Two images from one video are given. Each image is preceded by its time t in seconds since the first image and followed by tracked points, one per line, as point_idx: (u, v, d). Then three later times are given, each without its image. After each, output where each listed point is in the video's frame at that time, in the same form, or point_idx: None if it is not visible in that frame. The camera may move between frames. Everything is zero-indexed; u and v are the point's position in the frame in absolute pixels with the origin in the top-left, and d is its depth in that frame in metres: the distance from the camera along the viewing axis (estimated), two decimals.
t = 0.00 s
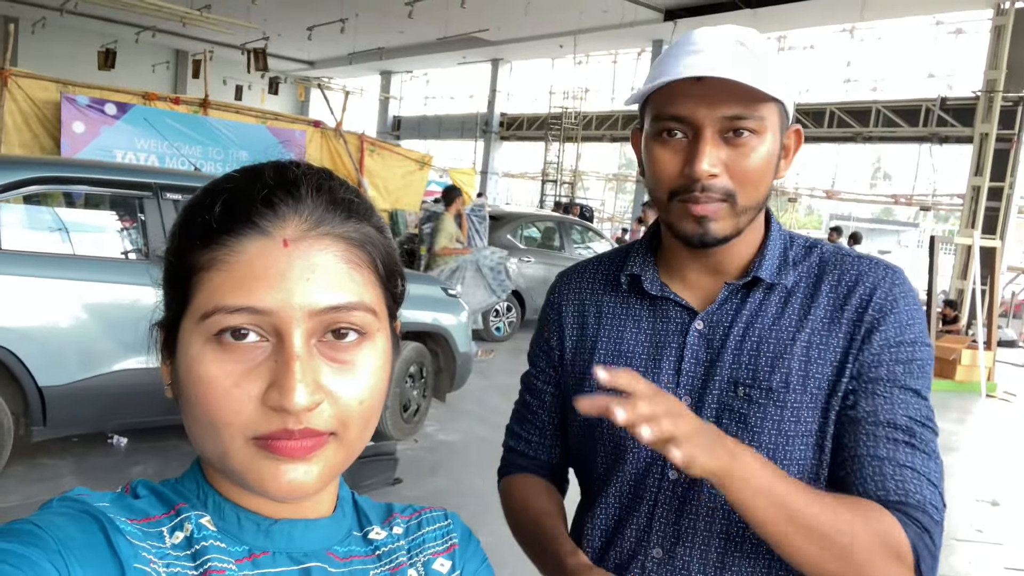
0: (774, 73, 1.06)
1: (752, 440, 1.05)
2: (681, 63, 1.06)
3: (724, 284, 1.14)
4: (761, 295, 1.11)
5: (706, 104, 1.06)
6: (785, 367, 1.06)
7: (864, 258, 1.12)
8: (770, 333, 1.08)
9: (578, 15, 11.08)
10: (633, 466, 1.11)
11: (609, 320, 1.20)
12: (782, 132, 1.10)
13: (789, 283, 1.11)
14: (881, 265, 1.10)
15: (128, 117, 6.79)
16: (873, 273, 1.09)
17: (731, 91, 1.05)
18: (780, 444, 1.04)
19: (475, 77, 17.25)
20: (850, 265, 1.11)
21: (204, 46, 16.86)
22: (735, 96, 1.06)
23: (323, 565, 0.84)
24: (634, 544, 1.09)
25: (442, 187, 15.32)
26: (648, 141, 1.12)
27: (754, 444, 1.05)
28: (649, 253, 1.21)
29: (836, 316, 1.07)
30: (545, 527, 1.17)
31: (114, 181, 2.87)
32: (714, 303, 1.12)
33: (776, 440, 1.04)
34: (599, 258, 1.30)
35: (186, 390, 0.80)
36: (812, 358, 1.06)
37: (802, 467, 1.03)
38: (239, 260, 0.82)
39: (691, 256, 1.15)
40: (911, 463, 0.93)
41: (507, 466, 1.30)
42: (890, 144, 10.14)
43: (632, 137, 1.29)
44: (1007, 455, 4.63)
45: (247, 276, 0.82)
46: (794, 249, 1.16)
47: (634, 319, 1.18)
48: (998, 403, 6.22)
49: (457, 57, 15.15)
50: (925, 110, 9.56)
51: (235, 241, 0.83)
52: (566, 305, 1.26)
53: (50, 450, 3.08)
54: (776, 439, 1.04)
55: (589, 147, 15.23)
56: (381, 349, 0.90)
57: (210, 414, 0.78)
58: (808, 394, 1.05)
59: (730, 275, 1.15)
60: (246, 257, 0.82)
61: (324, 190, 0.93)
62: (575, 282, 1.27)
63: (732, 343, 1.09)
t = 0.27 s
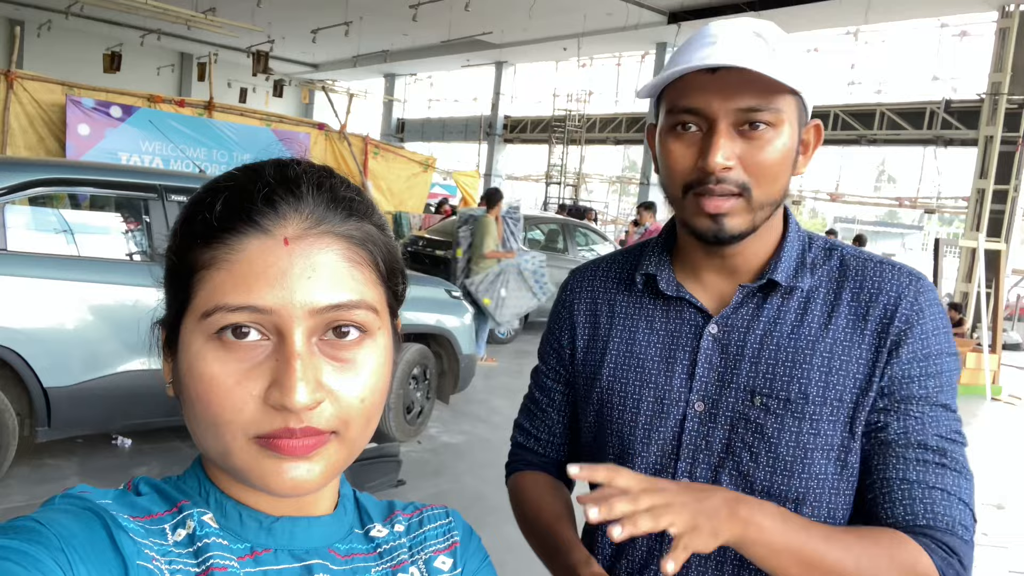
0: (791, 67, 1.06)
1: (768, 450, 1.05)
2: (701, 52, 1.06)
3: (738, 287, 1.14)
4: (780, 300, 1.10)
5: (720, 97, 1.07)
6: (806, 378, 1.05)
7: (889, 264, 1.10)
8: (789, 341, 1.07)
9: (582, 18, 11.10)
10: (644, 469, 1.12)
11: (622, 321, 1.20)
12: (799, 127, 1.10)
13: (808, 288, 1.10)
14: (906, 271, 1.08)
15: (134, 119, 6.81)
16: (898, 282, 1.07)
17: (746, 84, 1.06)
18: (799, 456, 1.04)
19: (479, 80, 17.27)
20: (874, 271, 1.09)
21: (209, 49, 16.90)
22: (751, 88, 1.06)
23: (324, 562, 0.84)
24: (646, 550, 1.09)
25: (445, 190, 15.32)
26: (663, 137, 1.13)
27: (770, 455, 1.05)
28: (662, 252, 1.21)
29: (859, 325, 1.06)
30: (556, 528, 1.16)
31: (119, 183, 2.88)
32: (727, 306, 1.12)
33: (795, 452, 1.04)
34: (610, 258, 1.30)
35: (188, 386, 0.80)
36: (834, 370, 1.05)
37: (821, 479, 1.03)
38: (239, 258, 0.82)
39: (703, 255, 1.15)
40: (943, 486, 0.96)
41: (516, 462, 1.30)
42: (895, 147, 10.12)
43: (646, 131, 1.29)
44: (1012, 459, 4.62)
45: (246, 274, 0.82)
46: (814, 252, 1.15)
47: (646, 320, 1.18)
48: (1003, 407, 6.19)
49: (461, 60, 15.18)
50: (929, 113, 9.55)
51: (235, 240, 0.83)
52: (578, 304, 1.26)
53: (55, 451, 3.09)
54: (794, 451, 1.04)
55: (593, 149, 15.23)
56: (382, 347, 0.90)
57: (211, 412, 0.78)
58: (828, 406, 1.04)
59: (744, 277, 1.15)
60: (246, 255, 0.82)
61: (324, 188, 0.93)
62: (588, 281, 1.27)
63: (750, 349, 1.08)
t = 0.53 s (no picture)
0: (815, 62, 1.05)
1: (775, 446, 1.04)
2: (724, 43, 1.06)
3: (747, 281, 1.14)
4: (789, 295, 1.10)
5: (742, 89, 1.07)
6: (813, 374, 1.05)
7: (902, 261, 1.09)
8: (798, 337, 1.07)
9: (586, 19, 11.09)
10: (648, 464, 1.12)
11: (628, 313, 1.20)
12: (818, 125, 1.10)
13: (817, 283, 1.10)
14: (921, 268, 1.07)
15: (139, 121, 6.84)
16: (911, 278, 1.06)
17: (769, 77, 1.06)
18: (807, 453, 1.03)
19: (483, 81, 17.27)
20: (886, 268, 1.08)
21: (214, 51, 16.94)
22: (773, 82, 1.06)
23: (320, 559, 0.85)
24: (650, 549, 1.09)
25: (450, 191, 15.33)
26: (681, 126, 1.13)
27: (777, 451, 1.04)
28: (673, 245, 1.21)
29: (871, 320, 1.05)
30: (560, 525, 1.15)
31: (124, 183, 2.89)
32: (736, 301, 1.12)
33: (802, 448, 1.03)
34: (618, 254, 1.30)
35: (183, 381, 0.80)
36: (843, 365, 1.04)
37: (828, 476, 1.02)
38: (234, 253, 0.82)
39: (714, 247, 1.15)
40: (957, 487, 0.93)
41: (517, 458, 1.29)
42: (900, 148, 10.09)
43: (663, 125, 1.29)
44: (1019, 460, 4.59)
45: (242, 270, 0.81)
46: (824, 249, 1.15)
47: (653, 313, 1.18)
48: (1011, 409, 6.15)
49: (465, 62, 15.19)
50: (935, 113, 9.52)
51: (231, 235, 0.83)
52: (584, 297, 1.26)
53: (61, 451, 3.11)
54: (801, 447, 1.03)
55: (597, 150, 15.23)
56: (378, 343, 0.90)
57: (206, 409, 0.78)
58: (837, 403, 1.04)
59: (753, 271, 1.15)
60: (241, 251, 0.82)
61: (322, 184, 0.93)
62: (595, 276, 1.27)
63: (757, 344, 1.08)
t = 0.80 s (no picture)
0: (810, 63, 1.04)
1: (781, 446, 1.04)
2: (720, 47, 1.06)
3: (753, 282, 1.13)
4: (795, 296, 1.10)
5: (734, 93, 1.07)
6: (820, 372, 1.04)
7: (910, 264, 1.09)
8: (804, 337, 1.07)
9: (590, 20, 11.09)
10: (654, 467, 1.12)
11: (633, 315, 1.20)
12: (816, 125, 1.08)
13: (824, 284, 1.10)
14: (927, 271, 1.07)
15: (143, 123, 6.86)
16: (917, 279, 1.06)
17: (761, 80, 1.05)
18: (813, 453, 1.02)
19: (487, 82, 17.27)
20: (892, 269, 1.08)
21: (218, 52, 16.97)
22: (765, 85, 1.05)
23: (315, 560, 0.85)
24: (654, 551, 1.09)
25: (453, 192, 15.34)
26: (678, 131, 1.14)
27: (782, 451, 1.03)
28: (677, 247, 1.21)
29: (875, 321, 1.05)
30: (564, 529, 1.15)
31: (127, 184, 2.90)
32: (742, 301, 1.12)
33: (808, 448, 1.03)
34: (623, 256, 1.31)
35: (178, 381, 0.80)
36: (849, 365, 1.04)
37: (835, 476, 1.01)
38: (230, 254, 0.82)
39: (718, 249, 1.15)
40: (955, 487, 0.92)
41: (523, 463, 1.29)
42: (905, 148, 10.06)
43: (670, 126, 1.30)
44: None
45: (238, 271, 0.82)
46: (831, 251, 1.14)
47: (659, 314, 1.18)
48: (1015, 410, 6.13)
49: (469, 62, 15.20)
50: (940, 113, 9.50)
51: (227, 236, 0.83)
52: (590, 299, 1.27)
53: (65, 452, 3.12)
54: (808, 446, 1.03)
55: (601, 150, 15.22)
56: (375, 344, 0.90)
57: (202, 410, 0.78)
58: (844, 402, 1.03)
59: (758, 272, 1.14)
60: (237, 252, 0.83)
61: (318, 184, 0.93)
62: (601, 278, 1.27)
63: (763, 343, 1.08)
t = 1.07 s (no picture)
0: (809, 58, 1.04)
1: (785, 443, 1.03)
2: (719, 45, 1.05)
3: (756, 282, 1.13)
4: (797, 294, 1.09)
5: (736, 91, 1.06)
6: (819, 368, 1.04)
7: (911, 258, 1.08)
8: (805, 334, 1.06)
9: (592, 20, 11.09)
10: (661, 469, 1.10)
11: (638, 318, 1.20)
12: (819, 119, 1.08)
13: (826, 282, 1.09)
14: (928, 265, 1.06)
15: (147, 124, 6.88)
16: (917, 272, 1.05)
17: (763, 77, 1.05)
18: (817, 449, 1.01)
19: (489, 82, 17.27)
20: (893, 264, 1.07)
21: (221, 53, 17.00)
22: (768, 82, 1.05)
23: (314, 560, 0.84)
24: (664, 554, 1.08)
25: (456, 192, 15.35)
26: (680, 132, 1.13)
27: (787, 449, 1.03)
28: (680, 249, 1.21)
29: (873, 315, 1.05)
30: (572, 530, 1.15)
31: (130, 184, 2.90)
32: (745, 301, 1.12)
33: (811, 445, 1.02)
34: (626, 258, 1.30)
35: (176, 381, 0.80)
36: (847, 360, 1.04)
37: (839, 473, 1.00)
38: (226, 253, 0.82)
39: (721, 250, 1.15)
40: (935, 474, 0.88)
41: (529, 466, 1.29)
42: (908, 148, 10.05)
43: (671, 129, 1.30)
44: None
45: (236, 270, 0.81)
46: (833, 249, 1.13)
47: (663, 317, 1.18)
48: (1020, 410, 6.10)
49: (471, 63, 15.20)
50: (943, 113, 9.48)
51: (224, 235, 0.83)
52: (595, 302, 1.27)
53: (69, 452, 3.12)
54: (811, 444, 1.02)
55: (603, 151, 15.21)
56: (373, 342, 0.89)
57: (199, 410, 0.77)
58: (843, 398, 1.02)
59: (761, 273, 1.14)
60: (233, 251, 0.82)
61: (315, 182, 0.93)
62: (606, 280, 1.28)
63: (765, 342, 1.08)
